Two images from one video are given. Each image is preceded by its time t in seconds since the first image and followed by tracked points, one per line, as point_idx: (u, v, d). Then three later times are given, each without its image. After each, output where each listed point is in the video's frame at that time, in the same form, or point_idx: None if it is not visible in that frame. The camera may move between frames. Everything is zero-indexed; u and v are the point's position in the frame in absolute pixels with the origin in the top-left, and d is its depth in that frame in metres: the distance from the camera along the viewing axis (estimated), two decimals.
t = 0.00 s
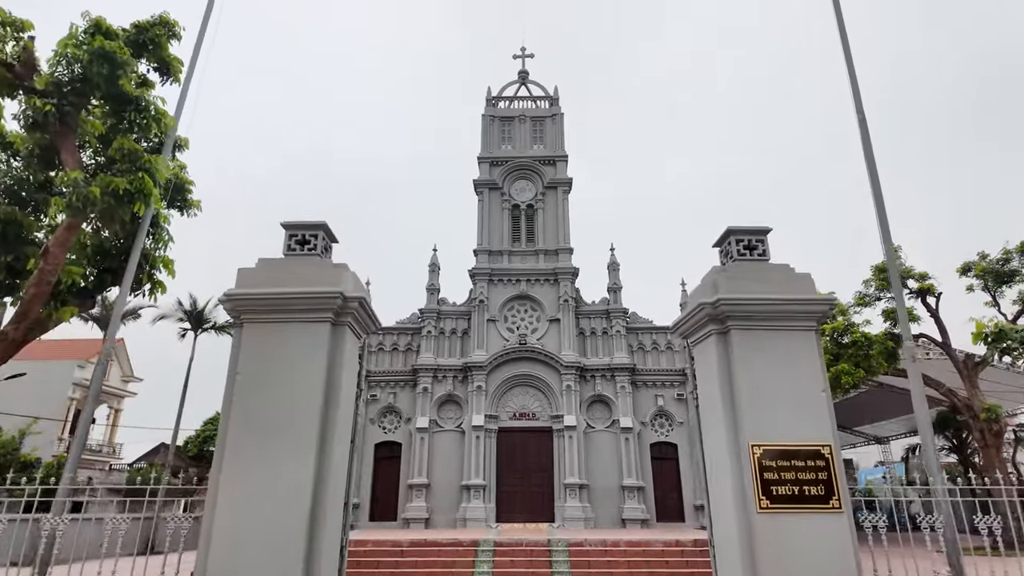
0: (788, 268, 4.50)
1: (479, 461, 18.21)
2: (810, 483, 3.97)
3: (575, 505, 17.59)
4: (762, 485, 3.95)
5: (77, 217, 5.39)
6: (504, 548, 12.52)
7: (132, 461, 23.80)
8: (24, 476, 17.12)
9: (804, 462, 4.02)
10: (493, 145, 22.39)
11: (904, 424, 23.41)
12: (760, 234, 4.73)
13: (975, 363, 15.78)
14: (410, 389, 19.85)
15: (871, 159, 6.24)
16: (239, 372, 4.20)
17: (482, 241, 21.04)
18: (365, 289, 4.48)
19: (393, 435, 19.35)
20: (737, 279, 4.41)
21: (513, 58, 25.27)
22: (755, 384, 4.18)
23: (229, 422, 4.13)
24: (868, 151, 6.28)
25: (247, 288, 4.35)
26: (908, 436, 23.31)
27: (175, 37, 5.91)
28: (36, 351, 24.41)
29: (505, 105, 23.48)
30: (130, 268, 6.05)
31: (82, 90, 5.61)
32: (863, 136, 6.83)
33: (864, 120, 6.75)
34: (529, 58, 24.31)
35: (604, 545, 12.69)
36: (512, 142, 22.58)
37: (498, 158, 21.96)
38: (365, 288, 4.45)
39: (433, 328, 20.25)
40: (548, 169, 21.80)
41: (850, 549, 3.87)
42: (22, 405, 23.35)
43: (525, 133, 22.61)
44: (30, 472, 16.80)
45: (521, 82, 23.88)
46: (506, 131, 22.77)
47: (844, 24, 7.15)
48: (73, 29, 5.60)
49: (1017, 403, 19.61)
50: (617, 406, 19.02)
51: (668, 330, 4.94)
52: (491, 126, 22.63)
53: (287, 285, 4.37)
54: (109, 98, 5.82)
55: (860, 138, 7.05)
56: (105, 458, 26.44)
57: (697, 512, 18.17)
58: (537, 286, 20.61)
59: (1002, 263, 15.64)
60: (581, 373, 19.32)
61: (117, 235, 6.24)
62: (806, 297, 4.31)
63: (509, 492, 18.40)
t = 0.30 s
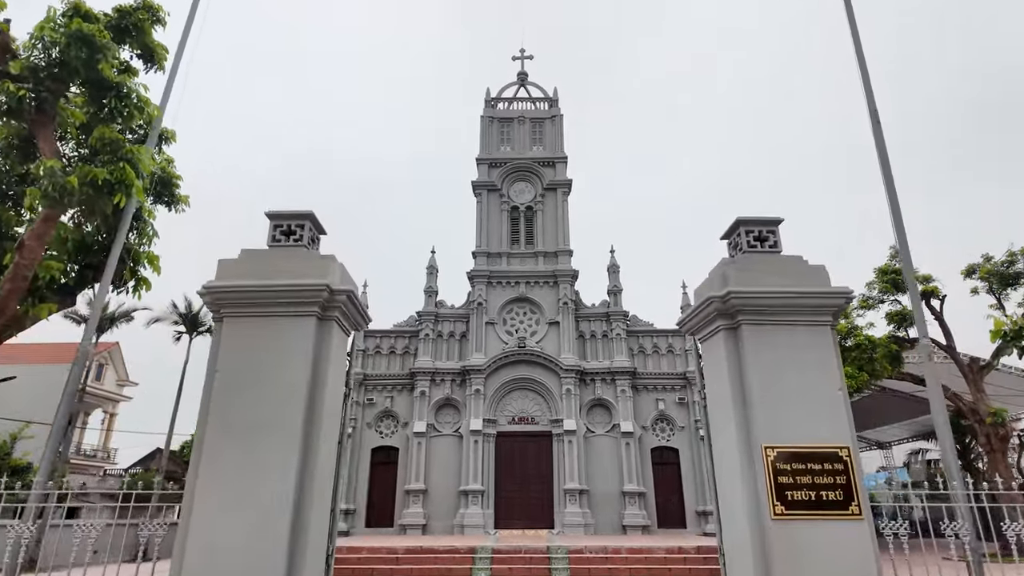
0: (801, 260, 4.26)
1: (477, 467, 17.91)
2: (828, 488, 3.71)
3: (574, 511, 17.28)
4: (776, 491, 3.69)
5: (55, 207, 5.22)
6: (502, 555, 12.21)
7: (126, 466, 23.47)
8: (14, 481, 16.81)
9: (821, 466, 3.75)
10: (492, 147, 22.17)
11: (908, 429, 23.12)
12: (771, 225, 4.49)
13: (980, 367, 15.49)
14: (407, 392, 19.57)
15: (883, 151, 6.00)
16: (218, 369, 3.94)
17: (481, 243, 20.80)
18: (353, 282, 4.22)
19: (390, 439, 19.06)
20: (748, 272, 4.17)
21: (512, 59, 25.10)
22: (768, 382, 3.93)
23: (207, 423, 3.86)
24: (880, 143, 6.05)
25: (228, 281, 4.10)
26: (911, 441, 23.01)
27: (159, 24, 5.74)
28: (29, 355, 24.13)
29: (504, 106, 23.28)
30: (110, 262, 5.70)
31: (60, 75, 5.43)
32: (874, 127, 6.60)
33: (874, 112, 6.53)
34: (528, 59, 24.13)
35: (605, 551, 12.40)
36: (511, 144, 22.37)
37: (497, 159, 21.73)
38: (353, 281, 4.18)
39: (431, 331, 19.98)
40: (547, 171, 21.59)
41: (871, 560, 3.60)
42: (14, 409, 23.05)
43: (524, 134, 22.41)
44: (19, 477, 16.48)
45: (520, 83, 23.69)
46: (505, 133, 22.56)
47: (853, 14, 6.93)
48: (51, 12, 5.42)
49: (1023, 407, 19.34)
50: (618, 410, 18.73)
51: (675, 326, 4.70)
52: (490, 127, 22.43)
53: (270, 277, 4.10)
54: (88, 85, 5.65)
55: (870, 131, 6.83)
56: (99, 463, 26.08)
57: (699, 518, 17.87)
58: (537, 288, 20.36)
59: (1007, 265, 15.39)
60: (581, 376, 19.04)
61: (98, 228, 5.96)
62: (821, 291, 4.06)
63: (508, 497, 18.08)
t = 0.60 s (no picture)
0: (816, 253, 4.01)
1: (475, 473, 17.59)
2: (849, 495, 3.45)
3: (574, 519, 16.95)
4: (794, 497, 3.44)
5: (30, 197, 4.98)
6: (500, 565, 11.87)
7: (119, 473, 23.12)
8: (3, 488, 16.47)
9: (842, 471, 3.50)
10: (491, 150, 21.99)
11: (911, 436, 22.80)
12: (783, 217, 4.25)
13: (985, 372, 15.17)
14: (404, 398, 19.26)
15: (896, 145, 5.77)
16: (196, 366, 3.69)
17: (480, 246, 20.57)
18: (341, 275, 3.96)
19: (386, 446, 18.75)
20: (760, 265, 3.93)
21: (511, 63, 24.96)
22: (783, 382, 3.68)
23: (183, 423, 3.60)
24: (894, 137, 5.82)
25: (208, 272, 3.84)
26: (916, 448, 22.68)
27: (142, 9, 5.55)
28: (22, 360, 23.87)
29: (503, 110, 23.13)
30: (91, 257, 5.37)
31: (37, 60, 5.21)
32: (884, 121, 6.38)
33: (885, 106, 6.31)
34: (527, 63, 24.00)
35: (606, 561, 12.07)
36: (510, 147, 22.19)
37: (496, 162, 21.52)
38: (342, 274, 3.93)
39: (429, 336, 19.70)
40: (547, 174, 21.40)
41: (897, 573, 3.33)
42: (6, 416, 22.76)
43: (523, 138, 22.26)
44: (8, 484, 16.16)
45: (519, 86, 23.55)
46: (504, 136, 22.39)
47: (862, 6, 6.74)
48: None
49: None
50: (618, 416, 18.44)
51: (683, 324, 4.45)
52: (489, 131, 22.25)
53: (252, 269, 3.85)
54: (67, 71, 5.43)
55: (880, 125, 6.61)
56: (92, 470, 25.70)
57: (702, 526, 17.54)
58: (536, 292, 20.11)
59: (1012, 269, 15.15)
60: (580, 382, 18.76)
61: (78, 223, 5.66)
62: (838, 286, 3.82)
63: (506, 505, 17.76)
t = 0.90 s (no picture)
0: (833, 241, 3.78)
1: (473, 478, 17.29)
2: (872, 498, 3.20)
3: (573, 524, 16.66)
4: (812, 500, 3.19)
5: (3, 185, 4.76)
6: (498, 571, 11.56)
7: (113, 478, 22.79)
8: None
9: (864, 472, 3.25)
10: (489, 151, 21.78)
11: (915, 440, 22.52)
12: (798, 203, 4.02)
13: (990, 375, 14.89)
14: (401, 401, 18.99)
15: (909, 134, 5.56)
16: (170, 360, 3.44)
17: (478, 248, 20.34)
18: (327, 263, 3.72)
19: (383, 450, 18.45)
20: (774, 252, 3.69)
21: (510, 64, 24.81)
22: (799, 378, 3.43)
23: (155, 421, 3.35)
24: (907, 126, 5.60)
25: (185, 260, 3.60)
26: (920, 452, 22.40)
27: None
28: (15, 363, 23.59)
29: (502, 111, 22.94)
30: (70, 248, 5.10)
31: (10, 41, 4.99)
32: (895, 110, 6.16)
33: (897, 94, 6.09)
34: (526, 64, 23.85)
35: (606, 568, 11.78)
36: (508, 148, 21.99)
37: (494, 163, 21.31)
38: (328, 262, 3.68)
39: (426, 338, 19.45)
40: (546, 175, 21.20)
41: None
42: None
43: (522, 139, 22.06)
44: None
45: (518, 87, 23.37)
46: (502, 137, 22.19)
47: None
48: None
49: None
50: (618, 419, 18.17)
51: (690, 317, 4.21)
52: (487, 132, 22.05)
53: (231, 257, 3.60)
54: (44, 55, 5.22)
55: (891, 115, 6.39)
56: (85, 474, 25.36)
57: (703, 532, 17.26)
58: (535, 294, 19.87)
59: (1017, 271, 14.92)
60: (580, 385, 18.50)
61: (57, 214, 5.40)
62: (857, 274, 3.58)
63: (504, 510, 17.46)
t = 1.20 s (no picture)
0: (854, 227, 3.54)
1: (472, 482, 17.01)
2: (902, 502, 2.96)
3: (574, 529, 16.36)
4: (837, 503, 2.94)
5: None
6: None
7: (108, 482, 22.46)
8: None
9: (892, 474, 3.00)
10: (489, 150, 21.57)
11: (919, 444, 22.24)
12: (815, 187, 3.78)
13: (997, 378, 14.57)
14: (399, 404, 18.73)
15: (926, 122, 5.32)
16: (144, 352, 3.19)
17: (477, 248, 20.10)
18: (314, 250, 3.47)
19: (380, 453, 18.16)
20: (793, 239, 3.45)
21: (510, 63, 24.63)
22: (823, 373, 3.19)
23: (127, 417, 3.09)
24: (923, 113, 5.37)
25: (162, 246, 3.35)
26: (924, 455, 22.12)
27: None
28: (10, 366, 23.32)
29: (502, 110, 22.74)
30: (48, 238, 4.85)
31: None
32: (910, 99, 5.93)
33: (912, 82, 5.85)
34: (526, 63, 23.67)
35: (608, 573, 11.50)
36: (508, 148, 21.78)
37: (494, 163, 21.09)
38: (315, 249, 3.44)
39: (425, 339, 19.20)
40: (546, 175, 20.99)
41: None
42: None
43: (521, 139, 21.85)
44: None
45: (518, 87, 23.17)
46: (502, 137, 21.98)
47: None
48: None
49: None
50: (619, 422, 17.90)
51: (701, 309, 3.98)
52: (487, 131, 21.85)
53: (211, 243, 3.36)
54: (20, 35, 4.99)
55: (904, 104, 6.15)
56: (81, 478, 25.11)
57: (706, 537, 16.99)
58: (534, 295, 19.62)
59: None
60: (580, 387, 18.25)
61: (35, 204, 5.16)
62: (881, 261, 3.34)
63: (503, 514, 17.17)
